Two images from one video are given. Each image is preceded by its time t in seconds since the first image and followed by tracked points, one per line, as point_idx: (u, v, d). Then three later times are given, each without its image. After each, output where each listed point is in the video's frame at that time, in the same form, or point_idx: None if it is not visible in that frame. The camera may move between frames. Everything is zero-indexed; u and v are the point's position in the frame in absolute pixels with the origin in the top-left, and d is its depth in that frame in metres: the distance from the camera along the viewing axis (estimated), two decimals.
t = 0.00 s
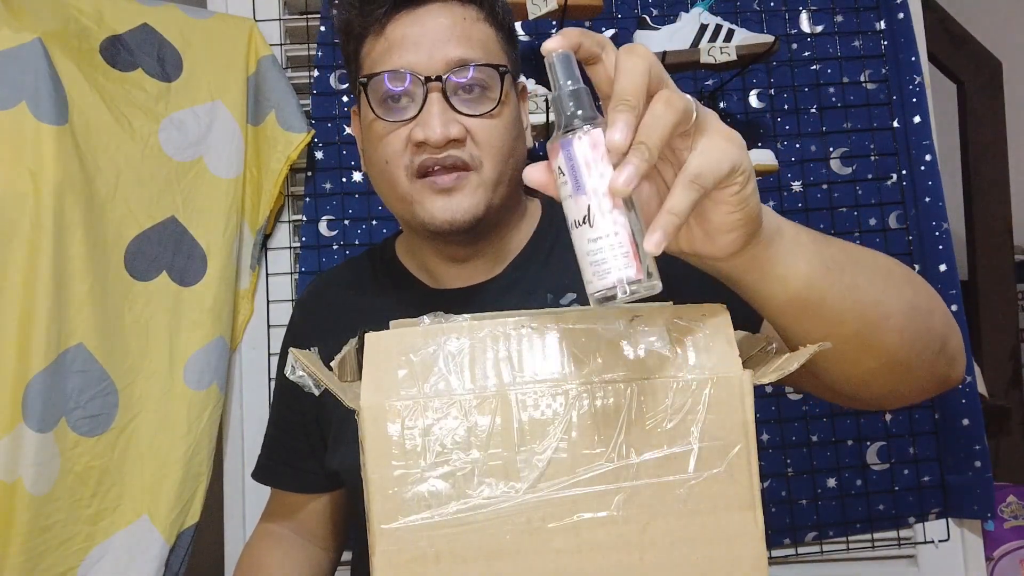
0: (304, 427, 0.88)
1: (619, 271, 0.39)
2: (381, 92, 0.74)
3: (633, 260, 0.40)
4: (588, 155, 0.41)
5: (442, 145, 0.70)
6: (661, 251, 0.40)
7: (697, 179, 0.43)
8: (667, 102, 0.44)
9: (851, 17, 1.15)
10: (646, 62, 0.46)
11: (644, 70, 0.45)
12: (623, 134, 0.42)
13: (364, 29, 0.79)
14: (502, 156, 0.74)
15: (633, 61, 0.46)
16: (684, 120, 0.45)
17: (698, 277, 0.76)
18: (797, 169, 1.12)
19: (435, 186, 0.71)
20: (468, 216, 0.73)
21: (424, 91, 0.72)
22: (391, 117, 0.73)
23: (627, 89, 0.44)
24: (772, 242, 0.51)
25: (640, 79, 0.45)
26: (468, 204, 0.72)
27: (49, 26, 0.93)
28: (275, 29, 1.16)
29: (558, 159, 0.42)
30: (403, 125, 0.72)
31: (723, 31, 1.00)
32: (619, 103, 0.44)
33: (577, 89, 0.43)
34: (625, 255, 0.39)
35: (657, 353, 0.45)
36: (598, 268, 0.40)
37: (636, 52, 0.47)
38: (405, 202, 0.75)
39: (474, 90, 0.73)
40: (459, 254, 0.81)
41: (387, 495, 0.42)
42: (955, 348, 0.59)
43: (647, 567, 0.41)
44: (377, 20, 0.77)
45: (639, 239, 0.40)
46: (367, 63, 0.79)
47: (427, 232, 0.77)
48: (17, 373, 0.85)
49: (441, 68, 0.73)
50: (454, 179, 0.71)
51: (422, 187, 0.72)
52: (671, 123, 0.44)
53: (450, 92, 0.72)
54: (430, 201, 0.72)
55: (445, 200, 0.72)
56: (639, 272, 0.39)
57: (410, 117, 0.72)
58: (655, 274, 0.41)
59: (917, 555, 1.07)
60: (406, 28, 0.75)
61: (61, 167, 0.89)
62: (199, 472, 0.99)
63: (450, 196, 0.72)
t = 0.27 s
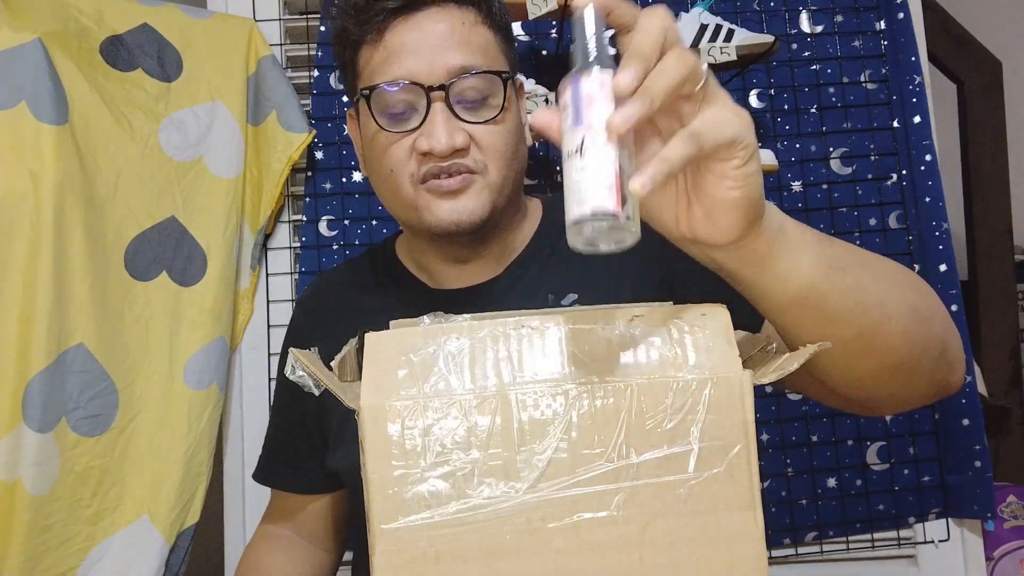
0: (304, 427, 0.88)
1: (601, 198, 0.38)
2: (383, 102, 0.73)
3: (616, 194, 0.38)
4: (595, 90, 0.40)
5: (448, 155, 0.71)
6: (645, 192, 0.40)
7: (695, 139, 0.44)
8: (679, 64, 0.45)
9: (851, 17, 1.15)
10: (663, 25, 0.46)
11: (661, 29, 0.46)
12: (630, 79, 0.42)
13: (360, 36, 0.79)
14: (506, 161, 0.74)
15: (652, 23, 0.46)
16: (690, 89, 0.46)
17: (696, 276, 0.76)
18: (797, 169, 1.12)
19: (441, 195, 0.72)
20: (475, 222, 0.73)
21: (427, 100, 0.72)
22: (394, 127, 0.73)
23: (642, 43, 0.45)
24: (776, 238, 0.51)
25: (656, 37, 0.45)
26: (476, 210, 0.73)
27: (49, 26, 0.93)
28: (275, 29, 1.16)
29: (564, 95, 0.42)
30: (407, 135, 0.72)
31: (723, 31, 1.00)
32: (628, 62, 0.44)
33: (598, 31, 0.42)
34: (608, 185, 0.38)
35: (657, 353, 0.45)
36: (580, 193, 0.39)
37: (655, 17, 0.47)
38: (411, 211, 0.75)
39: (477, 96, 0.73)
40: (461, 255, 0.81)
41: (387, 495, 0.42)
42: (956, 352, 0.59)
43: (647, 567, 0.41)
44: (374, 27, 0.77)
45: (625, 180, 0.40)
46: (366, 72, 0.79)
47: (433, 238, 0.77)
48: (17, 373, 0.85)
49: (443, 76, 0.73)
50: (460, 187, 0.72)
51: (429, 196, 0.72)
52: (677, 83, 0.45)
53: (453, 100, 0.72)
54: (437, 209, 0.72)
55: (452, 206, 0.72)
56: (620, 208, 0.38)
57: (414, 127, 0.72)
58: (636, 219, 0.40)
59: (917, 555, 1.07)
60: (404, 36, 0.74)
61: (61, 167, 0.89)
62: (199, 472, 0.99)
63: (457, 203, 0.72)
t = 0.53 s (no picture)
0: (304, 427, 0.88)
1: (624, 324, 0.37)
2: (383, 101, 0.74)
3: (638, 314, 0.37)
4: (606, 197, 0.38)
5: (449, 153, 0.71)
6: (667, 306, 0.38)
7: (713, 235, 0.41)
8: (692, 147, 0.43)
9: (851, 17, 1.15)
10: (673, 103, 0.45)
11: (668, 109, 0.44)
12: (644, 179, 0.39)
13: (359, 36, 0.78)
14: (508, 159, 0.75)
15: (659, 102, 0.45)
16: (709, 168, 0.44)
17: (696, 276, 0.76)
18: (796, 169, 1.12)
19: (444, 193, 0.72)
20: (477, 220, 0.74)
21: (429, 99, 0.72)
22: (395, 125, 0.74)
23: (651, 128, 0.43)
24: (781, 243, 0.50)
25: (666, 120, 0.44)
26: (477, 209, 0.73)
27: (49, 26, 0.93)
28: (275, 29, 1.16)
29: (573, 196, 0.39)
30: (408, 134, 0.73)
31: (723, 31, 1.00)
32: (639, 153, 0.41)
33: (602, 127, 0.40)
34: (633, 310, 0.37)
35: (656, 353, 0.45)
36: (600, 317, 0.38)
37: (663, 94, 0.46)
38: (413, 209, 0.75)
39: (478, 94, 0.73)
40: (461, 254, 0.80)
41: (387, 495, 0.42)
42: (958, 358, 0.59)
43: (647, 568, 0.41)
44: (373, 27, 0.76)
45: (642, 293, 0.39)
46: (366, 71, 0.78)
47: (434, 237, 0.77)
48: (17, 373, 0.85)
49: (445, 74, 0.73)
50: (461, 184, 0.72)
51: (430, 194, 0.73)
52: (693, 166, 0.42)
53: (454, 98, 0.72)
54: (439, 207, 0.73)
55: (453, 204, 0.73)
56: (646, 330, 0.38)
57: (415, 125, 0.73)
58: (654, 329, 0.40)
59: (917, 555, 1.07)
60: (404, 35, 0.74)
61: (61, 167, 0.89)
62: (199, 473, 0.99)
63: (458, 201, 0.73)
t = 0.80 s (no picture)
0: (303, 427, 0.88)
1: (625, 312, 0.37)
2: (382, 102, 0.74)
3: (639, 303, 0.37)
4: (614, 185, 0.38)
5: (450, 154, 0.71)
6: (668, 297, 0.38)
7: (717, 227, 0.40)
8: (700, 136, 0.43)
9: (851, 17, 1.15)
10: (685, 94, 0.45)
11: (679, 103, 0.45)
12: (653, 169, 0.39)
13: (359, 36, 0.78)
14: (508, 160, 0.75)
15: (672, 95, 0.45)
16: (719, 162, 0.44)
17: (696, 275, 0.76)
18: (796, 169, 1.12)
19: (444, 194, 0.73)
20: (476, 222, 0.73)
21: (429, 100, 0.72)
22: (395, 127, 0.74)
23: (661, 121, 0.43)
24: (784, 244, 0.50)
25: (676, 113, 0.44)
26: (477, 210, 0.73)
27: (49, 26, 0.93)
28: (275, 29, 1.16)
29: (581, 181, 0.39)
30: (408, 135, 0.73)
31: (722, 31, 1.00)
32: (649, 141, 0.41)
33: (614, 114, 0.41)
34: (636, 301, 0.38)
35: (657, 353, 0.45)
36: (602, 306, 0.38)
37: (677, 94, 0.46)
38: (412, 211, 0.76)
39: (477, 95, 0.73)
40: (460, 254, 0.80)
41: (387, 495, 0.42)
42: (959, 364, 0.59)
43: (646, 567, 0.41)
44: (373, 27, 0.76)
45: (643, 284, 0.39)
46: (366, 72, 0.78)
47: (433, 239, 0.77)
48: (17, 373, 0.85)
49: (444, 74, 0.73)
50: (462, 184, 0.72)
51: (431, 194, 0.73)
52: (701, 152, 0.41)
53: (454, 99, 0.72)
54: (438, 209, 0.73)
55: (453, 206, 0.73)
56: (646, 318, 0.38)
57: (414, 126, 0.73)
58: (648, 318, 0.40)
59: (917, 555, 1.07)
60: (404, 36, 0.74)
61: (61, 167, 0.89)
62: (199, 473, 0.99)
63: (458, 203, 0.73)
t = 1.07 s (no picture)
0: (303, 427, 0.88)
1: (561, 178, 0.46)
2: (380, 100, 0.73)
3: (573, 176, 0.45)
4: (620, 74, 0.43)
5: (437, 161, 0.71)
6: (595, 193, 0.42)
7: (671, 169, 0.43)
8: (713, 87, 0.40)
9: (851, 17, 1.15)
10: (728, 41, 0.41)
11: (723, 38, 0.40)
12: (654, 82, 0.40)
13: (364, 30, 0.79)
14: (498, 171, 0.74)
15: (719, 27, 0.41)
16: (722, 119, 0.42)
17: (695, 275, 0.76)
18: (796, 169, 1.12)
19: (428, 199, 0.73)
20: (459, 230, 0.74)
21: (424, 104, 0.72)
22: (389, 126, 0.73)
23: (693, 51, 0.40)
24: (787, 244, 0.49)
25: (713, 49, 0.40)
26: (461, 219, 0.73)
27: (49, 26, 0.93)
28: (276, 29, 1.16)
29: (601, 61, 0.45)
30: (399, 136, 0.73)
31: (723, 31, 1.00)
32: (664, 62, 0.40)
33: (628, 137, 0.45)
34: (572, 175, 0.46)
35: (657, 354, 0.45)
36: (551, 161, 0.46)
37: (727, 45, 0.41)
38: (398, 211, 0.76)
39: (474, 104, 0.73)
40: (452, 258, 0.81)
41: (387, 496, 0.42)
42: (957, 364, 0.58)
43: (646, 567, 0.41)
44: (379, 23, 0.77)
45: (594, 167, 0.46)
46: (368, 67, 0.78)
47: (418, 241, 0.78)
48: (17, 373, 0.85)
49: (441, 81, 0.72)
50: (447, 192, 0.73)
51: (416, 199, 0.73)
52: (697, 103, 0.40)
53: (450, 106, 0.72)
54: (422, 213, 0.73)
55: (436, 212, 0.73)
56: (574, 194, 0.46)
57: (407, 128, 0.72)
58: (589, 200, 0.47)
59: (917, 555, 1.07)
60: (407, 36, 0.74)
61: (61, 167, 0.89)
62: (199, 473, 0.99)
63: (442, 209, 0.73)
